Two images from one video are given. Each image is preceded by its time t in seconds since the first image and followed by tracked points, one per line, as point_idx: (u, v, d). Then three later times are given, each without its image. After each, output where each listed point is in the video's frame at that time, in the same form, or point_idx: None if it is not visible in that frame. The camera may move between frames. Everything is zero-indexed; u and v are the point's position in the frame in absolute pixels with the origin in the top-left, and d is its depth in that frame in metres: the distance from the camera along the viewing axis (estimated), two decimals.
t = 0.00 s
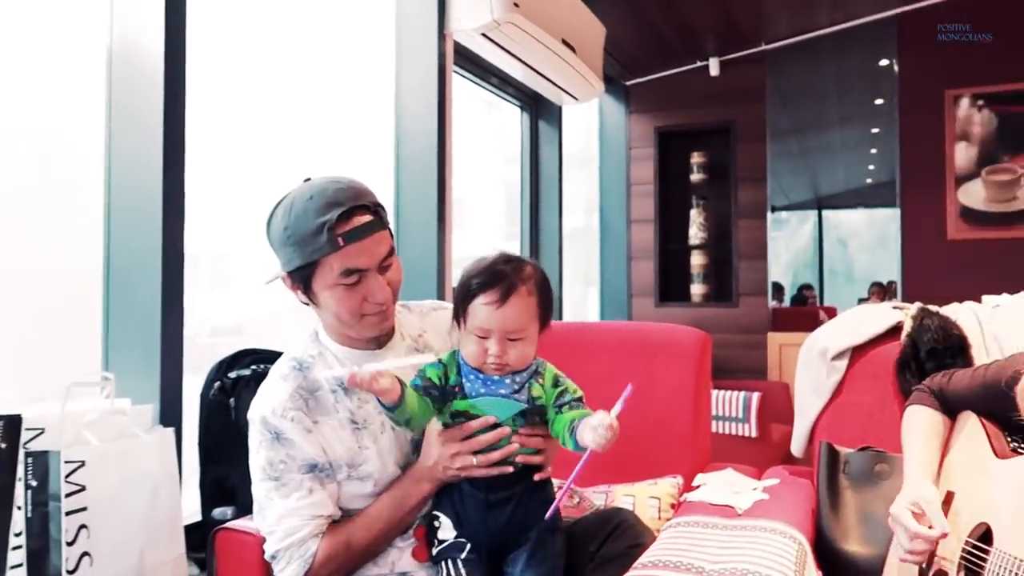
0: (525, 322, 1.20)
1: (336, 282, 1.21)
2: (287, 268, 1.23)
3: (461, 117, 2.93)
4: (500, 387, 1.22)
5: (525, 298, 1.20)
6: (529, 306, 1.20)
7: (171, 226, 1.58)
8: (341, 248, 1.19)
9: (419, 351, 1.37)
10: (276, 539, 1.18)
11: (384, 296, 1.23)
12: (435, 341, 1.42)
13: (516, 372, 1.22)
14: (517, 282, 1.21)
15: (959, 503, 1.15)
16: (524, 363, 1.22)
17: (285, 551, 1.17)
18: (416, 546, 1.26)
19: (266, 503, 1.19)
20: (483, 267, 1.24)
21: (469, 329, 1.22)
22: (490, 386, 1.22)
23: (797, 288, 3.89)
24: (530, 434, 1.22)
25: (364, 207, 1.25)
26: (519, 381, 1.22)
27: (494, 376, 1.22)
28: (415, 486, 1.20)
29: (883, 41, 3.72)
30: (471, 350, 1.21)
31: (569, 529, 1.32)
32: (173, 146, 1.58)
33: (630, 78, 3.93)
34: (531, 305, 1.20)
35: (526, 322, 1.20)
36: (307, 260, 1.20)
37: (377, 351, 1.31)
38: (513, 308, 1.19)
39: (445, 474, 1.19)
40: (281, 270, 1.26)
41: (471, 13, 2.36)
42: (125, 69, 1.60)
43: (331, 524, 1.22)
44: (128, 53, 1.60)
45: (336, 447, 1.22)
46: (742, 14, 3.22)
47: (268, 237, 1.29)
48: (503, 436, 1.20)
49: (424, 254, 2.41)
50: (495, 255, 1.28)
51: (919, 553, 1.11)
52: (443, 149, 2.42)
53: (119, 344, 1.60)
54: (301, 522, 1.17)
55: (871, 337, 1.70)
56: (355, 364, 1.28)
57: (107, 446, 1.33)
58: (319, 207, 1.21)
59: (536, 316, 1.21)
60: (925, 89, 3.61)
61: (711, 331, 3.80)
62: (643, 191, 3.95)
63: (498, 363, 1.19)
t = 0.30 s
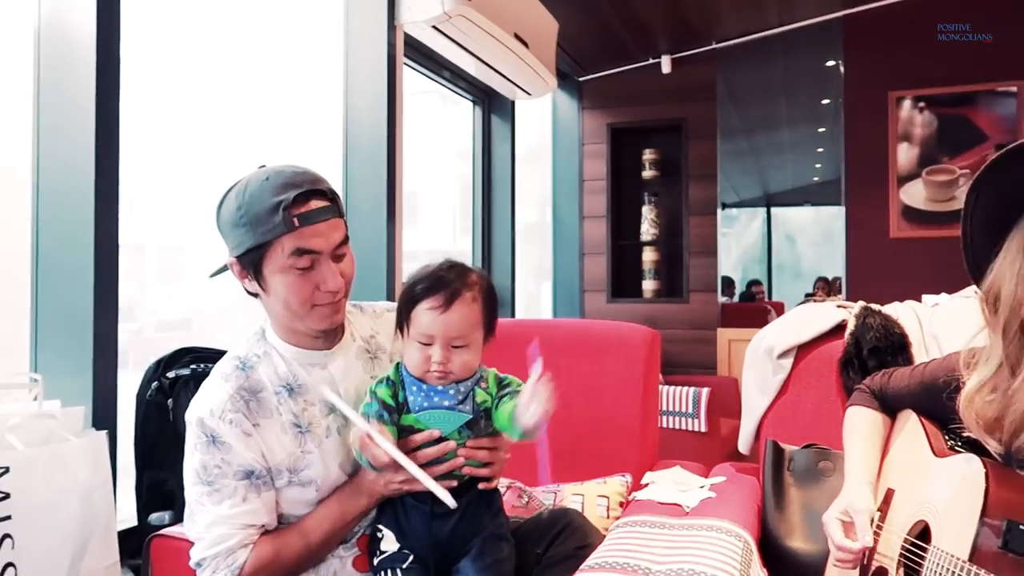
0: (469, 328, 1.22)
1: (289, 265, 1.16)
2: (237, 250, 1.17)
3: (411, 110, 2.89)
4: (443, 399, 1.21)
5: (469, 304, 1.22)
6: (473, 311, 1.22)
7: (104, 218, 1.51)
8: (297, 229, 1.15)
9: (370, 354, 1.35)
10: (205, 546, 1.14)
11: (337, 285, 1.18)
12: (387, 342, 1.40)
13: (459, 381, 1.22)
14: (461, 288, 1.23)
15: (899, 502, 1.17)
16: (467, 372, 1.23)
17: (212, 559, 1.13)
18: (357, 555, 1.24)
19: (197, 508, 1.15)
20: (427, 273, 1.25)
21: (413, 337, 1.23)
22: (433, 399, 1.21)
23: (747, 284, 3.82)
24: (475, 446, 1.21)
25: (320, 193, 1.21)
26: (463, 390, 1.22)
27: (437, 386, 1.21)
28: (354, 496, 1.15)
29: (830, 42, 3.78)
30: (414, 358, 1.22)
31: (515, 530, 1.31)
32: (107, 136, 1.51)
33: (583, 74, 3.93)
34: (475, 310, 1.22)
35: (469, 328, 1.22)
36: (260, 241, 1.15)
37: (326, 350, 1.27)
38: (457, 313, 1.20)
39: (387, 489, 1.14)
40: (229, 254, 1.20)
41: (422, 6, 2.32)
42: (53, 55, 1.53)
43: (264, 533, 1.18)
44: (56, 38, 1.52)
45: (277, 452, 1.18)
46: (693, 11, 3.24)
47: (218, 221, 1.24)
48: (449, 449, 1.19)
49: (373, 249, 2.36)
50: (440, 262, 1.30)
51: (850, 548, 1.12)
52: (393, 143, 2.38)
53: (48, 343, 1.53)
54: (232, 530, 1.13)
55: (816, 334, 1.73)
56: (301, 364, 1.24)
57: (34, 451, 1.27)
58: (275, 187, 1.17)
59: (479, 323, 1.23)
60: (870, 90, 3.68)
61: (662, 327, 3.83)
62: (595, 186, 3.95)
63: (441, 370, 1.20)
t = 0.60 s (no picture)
0: (436, 327, 1.21)
1: (244, 265, 1.12)
2: (192, 250, 1.14)
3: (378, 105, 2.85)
4: (409, 400, 1.20)
5: (436, 303, 1.21)
6: (439, 310, 1.21)
7: (54, 215, 1.46)
8: (253, 228, 1.11)
9: (331, 355, 1.32)
10: (155, 554, 1.10)
11: (296, 286, 1.15)
12: (349, 343, 1.37)
13: (426, 381, 1.22)
14: (426, 287, 1.21)
15: (859, 503, 1.18)
16: (435, 371, 1.22)
17: (162, 568, 1.10)
18: (319, 560, 1.22)
19: (148, 515, 1.11)
20: (390, 273, 1.23)
21: (378, 338, 1.21)
22: (398, 399, 1.20)
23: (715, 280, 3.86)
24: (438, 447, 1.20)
25: (279, 191, 1.17)
26: (429, 392, 1.22)
27: (404, 387, 1.21)
28: (310, 506, 1.13)
29: (797, 41, 3.81)
30: (381, 360, 1.21)
31: (479, 532, 1.29)
32: (56, 130, 1.46)
33: (553, 71, 3.92)
34: (442, 309, 1.21)
35: (436, 328, 1.21)
36: (215, 241, 1.11)
37: (284, 351, 1.24)
38: (424, 314, 1.19)
39: (347, 495, 1.13)
40: (183, 254, 1.16)
41: None
42: None
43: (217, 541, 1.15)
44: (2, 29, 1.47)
45: (232, 457, 1.15)
46: (661, 9, 3.25)
47: (173, 220, 1.20)
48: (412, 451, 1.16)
49: (339, 246, 2.33)
50: (401, 259, 1.27)
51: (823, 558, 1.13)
52: (359, 139, 2.34)
53: None
54: (183, 538, 1.09)
55: (779, 334, 1.74)
56: (258, 365, 1.21)
57: None
58: (231, 186, 1.13)
59: (446, 321, 1.22)
60: (836, 89, 3.72)
61: (631, 324, 3.84)
62: (564, 184, 3.93)
63: (410, 371, 1.19)
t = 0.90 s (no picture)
0: (391, 321, 1.20)
1: (198, 275, 1.10)
2: (141, 259, 1.11)
3: (347, 101, 2.81)
4: (363, 395, 1.18)
5: (391, 297, 1.20)
6: (395, 304, 1.20)
7: (7, 213, 1.42)
8: (205, 238, 1.09)
9: (291, 355, 1.29)
10: (113, 566, 1.07)
11: (254, 292, 1.14)
12: (309, 342, 1.35)
13: (380, 376, 1.21)
14: (380, 281, 1.20)
15: (821, 502, 1.18)
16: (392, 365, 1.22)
17: None
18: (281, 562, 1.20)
19: (104, 525, 1.08)
20: (344, 267, 1.22)
21: (332, 334, 1.20)
22: (352, 395, 1.19)
23: (687, 278, 3.84)
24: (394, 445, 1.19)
25: (230, 195, 1.14)
26: (382, 386, 1.20)
27: (357, 380, 1.19)
28: (270, 510, 1.11)
29: (767, 41, 3.84)
30: (335, 355, 1.20)
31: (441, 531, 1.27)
32: (8, 124, 1.42)
33: (524, 68, 3.90)
34: (397, 303, 1.20)
35: (391, 322, 1.20)
36: (165, 251, 1.09)
37: (243, 353, 1.22)
38: (378, 308, 1.18)
39: (308, 498, 1.11)
40: (133, 262, 1.13)
41: None
42: None
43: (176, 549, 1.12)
44: None
45: (192, 462, 1.12)
46: (633, 8, 3.25)
47: (120, 227, 1.17)
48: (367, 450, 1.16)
49: (305, 243, 2.29)
50: (356, 254, 1.26)
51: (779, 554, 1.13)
52: (327, 135, 2.31)
53: None
54: (142, 549, 1.06)
55: (744, 333, 1.75)
56: (217, 367, 1.18)
57: None
58: (180, 193, 1.10)
59: (402, 315, 1.22)
60: (805, 89, 3.75)
61: (603, 322, 3.84)
62: (535, 181, 3.92)
63: (365, 366, 1.19)
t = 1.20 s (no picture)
0: (352, 317, 1.18)
1: (151, 267, 1.08)
2: (93, 251, 1.08)
3: (319, 95, 2.78)
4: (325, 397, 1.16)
5: (350, 292, 1.19)
6: (354, 298, 1.19)
7: None
8: (159, 228, 1.07)
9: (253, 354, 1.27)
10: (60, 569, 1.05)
11: (210, 285, 1.11)
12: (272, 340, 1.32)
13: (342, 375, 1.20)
14: (338, 276, 1.18)
15: (788, 501, 1.18)
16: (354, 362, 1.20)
17: None
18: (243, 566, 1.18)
19: (53, 527, 1.06)
20: (300, 265, 1.19)
21: (291, 332, 1.18)
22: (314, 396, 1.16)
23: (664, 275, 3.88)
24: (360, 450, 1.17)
25: (185, 185, 1.12)
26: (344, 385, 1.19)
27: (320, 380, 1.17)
28: (226, 514, 1.09)
29: (742, 39, 3.85)
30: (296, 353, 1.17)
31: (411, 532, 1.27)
32: None
33: (501, 63, 3.88)
34: (358, 298, 1.19)
35: (352, 318, 1.18)
36: (117, 242, 1.06)
37: (201, 351, 1.20)
38: (338, 303, 1.16)
39: (266, 503, 1.10)
40: (85, 255, 1.10)
41: None
42: None
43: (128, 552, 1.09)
44: None
45: (145, 463, 1.10)
46: (609, 4, 3.24)
47: (72, 220, 1.14)
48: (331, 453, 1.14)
49: (277, 239, 2.26)
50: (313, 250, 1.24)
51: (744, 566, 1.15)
52: (298, 129, 2.27)
53: None
54: (91, 552, 1.04)
55: (716, 331, 1.75)
56: (173, 366, 1.16)
57: None
58: (132, 182, 1.08)
59: (362, 309, 1.20)
60: (779, 87, 3.77)
61: (578, 318, 3.84)
62: (512, 177, 3.90)
63: (327, 362, 1.17)
